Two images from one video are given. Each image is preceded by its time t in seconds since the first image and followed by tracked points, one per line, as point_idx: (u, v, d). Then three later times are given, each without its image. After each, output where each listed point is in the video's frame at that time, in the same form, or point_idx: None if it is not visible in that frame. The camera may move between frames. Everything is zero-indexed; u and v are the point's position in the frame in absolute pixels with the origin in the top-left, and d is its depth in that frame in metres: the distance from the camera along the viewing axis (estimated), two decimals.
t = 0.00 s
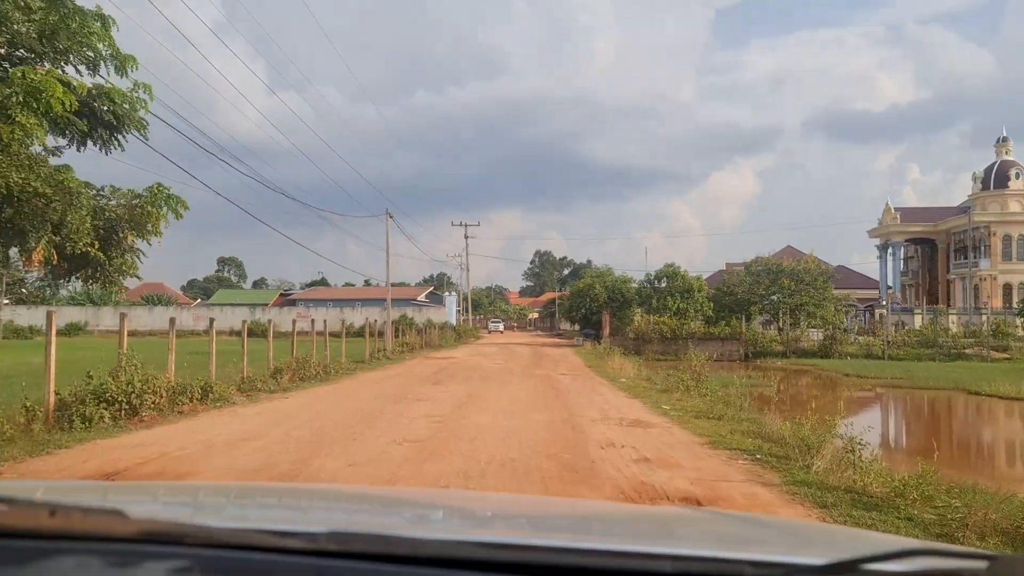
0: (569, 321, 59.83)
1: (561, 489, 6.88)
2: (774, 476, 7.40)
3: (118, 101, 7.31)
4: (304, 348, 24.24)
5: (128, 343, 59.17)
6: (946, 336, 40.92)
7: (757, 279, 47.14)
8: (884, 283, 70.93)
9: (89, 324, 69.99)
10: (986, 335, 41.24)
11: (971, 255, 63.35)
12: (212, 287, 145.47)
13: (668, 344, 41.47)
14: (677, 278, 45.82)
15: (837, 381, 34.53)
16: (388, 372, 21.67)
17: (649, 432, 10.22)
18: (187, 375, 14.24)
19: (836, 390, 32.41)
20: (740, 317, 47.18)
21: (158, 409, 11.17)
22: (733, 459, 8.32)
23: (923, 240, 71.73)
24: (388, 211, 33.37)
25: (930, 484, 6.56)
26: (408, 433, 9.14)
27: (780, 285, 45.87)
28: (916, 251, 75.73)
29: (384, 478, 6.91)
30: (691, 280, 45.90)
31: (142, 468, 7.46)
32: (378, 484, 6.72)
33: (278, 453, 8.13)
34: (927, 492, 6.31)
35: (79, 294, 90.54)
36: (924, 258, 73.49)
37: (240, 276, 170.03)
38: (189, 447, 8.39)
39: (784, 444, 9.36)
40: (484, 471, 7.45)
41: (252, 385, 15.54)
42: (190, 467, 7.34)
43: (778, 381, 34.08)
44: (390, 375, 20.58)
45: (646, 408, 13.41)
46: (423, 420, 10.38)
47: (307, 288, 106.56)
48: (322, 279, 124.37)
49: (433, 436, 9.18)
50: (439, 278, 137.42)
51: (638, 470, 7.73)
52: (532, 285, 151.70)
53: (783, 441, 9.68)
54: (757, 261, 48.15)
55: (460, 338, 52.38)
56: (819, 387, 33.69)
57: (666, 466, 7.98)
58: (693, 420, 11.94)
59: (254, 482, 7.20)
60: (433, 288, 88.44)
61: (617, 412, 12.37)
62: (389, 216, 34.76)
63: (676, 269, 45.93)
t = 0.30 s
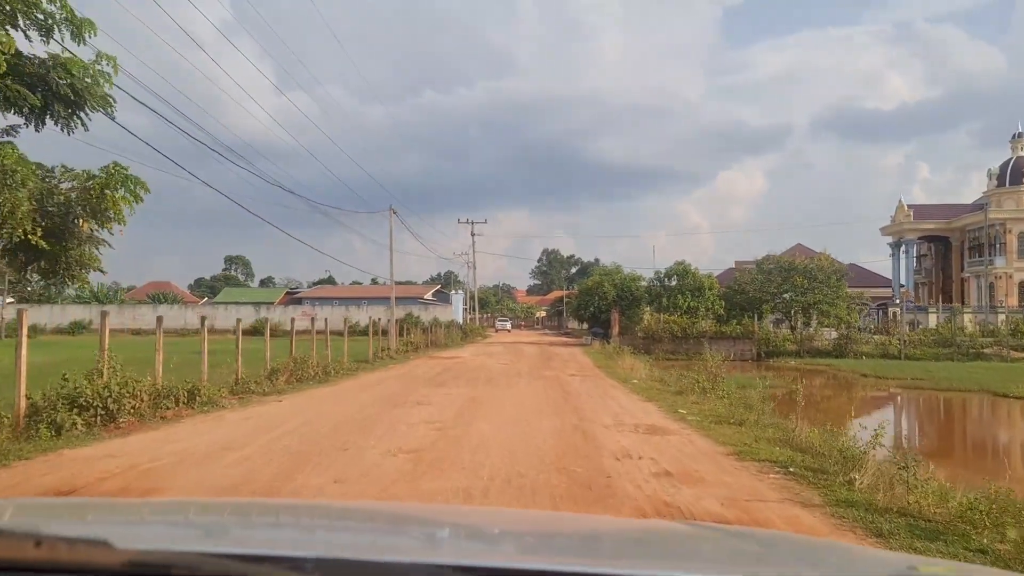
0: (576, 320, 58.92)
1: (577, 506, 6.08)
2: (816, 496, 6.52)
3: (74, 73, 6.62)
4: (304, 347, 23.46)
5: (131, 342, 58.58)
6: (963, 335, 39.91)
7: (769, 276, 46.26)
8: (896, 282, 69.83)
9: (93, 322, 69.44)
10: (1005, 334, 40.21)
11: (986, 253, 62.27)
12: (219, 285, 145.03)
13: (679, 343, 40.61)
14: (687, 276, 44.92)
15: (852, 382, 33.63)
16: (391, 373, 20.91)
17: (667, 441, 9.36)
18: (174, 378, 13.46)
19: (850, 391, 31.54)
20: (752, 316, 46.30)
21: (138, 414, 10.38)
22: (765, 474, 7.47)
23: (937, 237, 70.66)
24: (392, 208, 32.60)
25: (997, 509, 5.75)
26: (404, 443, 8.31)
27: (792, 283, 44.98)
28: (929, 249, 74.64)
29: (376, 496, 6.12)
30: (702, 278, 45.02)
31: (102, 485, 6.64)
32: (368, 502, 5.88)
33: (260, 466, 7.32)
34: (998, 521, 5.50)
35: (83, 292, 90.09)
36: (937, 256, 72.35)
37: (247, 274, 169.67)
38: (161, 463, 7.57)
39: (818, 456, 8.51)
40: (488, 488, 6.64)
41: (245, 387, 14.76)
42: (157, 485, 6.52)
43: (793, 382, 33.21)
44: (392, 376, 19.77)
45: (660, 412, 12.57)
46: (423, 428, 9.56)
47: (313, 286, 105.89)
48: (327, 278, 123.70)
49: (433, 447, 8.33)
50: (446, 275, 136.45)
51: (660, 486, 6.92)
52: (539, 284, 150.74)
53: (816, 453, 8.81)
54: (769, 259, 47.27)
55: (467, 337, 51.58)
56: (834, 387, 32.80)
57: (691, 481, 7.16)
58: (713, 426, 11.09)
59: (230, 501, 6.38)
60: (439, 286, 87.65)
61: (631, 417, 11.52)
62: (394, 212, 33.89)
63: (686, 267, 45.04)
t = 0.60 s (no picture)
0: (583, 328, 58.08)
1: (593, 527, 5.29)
2: (864, 528, 5.72)
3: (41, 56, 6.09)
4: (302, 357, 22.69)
5: (132, 351, 57.91)
6: (979, 344, 38.95)
7: (779, 284, 45.43)
8: (907, 289, 68.85)
9: (94, 331, 68.77)
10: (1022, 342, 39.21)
11: (998, 260, 61.31)
12: (223, 293, 144.47)
13: (688, 352, 39.78)
14: (696, 283, 44.09)
15: (866, 391, 32.70)
16: (391, 384, 20.11)
17: (686, 460, 8.54)
18: (158, 390, 12.69)
19: (865, 400, 30.66)
20: (762, 324, 45.42)
21: (111, 429, 9.59)
22: (801, 499, 6.66)
23: (947, 244, 69.69)
24: (394, 214, 31.85)
25: None
26: (396, 465, 7.51)
27: (803, 290, 44.15)
28: (939, 256, 73.65)
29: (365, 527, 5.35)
30: (711, 286, 44.20)
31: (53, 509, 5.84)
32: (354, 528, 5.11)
33: (234, 494, 6.55)
34: None
35: (86, 301, 89.50)
36: (947, 264, 71.37)
37: (251, 282, 169.27)
38: (124, 490, 6.78)
39: (856, 479, 7.69)
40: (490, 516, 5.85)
41: (235, 399, 13.98)
42: (116, 511, 5.74)
43: (806, 392, 32.34)
44: (392, 387, 18.96)
45: (675, 426, 11.74)
46: (421, 445, 8.77)
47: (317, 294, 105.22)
48: (332, 287, 123.02)
49: (428, 469, 7.53)
50: (451, 283, 135.70)
51: (683, 515, 6.10)
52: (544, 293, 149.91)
53: (852, 475, 7.99)
54: (778, 265, 46.49)
55: (471, 346, 50.79)
56: (847, 396, 31.89)
57: (719, 508, 6.35)
58: (732, 442, 10.29)
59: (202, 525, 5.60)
60: (444, 294, 86.91)
61: (644, 433, 10.70)
62: (396, 218, 33.13)
63: (694, 274, 44.20)
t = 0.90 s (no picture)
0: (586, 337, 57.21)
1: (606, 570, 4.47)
2: (923, 570, 4.90)
3: None
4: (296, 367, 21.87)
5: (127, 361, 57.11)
6: (992, 351, 38.02)
7: (785, 291, 44.59)
8: (914, 297, 67.96)
9: (91, 341, 67.96)
10: None
11: (1007, 266, 60.44)
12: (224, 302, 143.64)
13: (694, 361, 38.90)
14: (701, 291, 43.24)
15: (877, 401, 31.82)
16: (388, 396, 19.27)
17: (706, 484, 7.72)
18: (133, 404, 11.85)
19: (877, 410, 29.73)
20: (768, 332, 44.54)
21: (72, 449, 8.76)
22: (843, 532, 5.83)
23: (954, 251, 68.79)
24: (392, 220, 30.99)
25: None
26: (382, 491, 6.72)
27: (810, 297, 43.34)
28: (946, 263, 72.70)
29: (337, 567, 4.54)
30: (716, 293, 43.38)
31: None
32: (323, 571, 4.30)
33: (195, 527, 5.74)
34: None
35: (84, 310, 88.74)
36: (955, 271, 70.49)
37: (254, 292, 169.06)
38: (71, 523, 5.97)
39: (901, 508, 6.84)
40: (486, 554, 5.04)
41: (218, 413, 13.16)
42: (53, 549, 4.94)
43: (815, 401, 31.45)
44: (387, 399, 18.06)
45: (689, 442, 10.91)
46: (412, 467, 7.97)
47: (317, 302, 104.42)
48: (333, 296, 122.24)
49: (418, 499, 6.75)
50: (452, 291, 134.85)
51: (710, 552, 5.28)
52: (546, 302, 149.03)
53: (896, 502, 7.15)
54: (784, 272, 45.69)
55: (472, 356, 49.94)
56: (857, 405, 31.01)
57: (751, 542, 5.53)
58: (753, 459, 9.48)
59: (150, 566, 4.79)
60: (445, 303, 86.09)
61: (656, 450, 9.88)
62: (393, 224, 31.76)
63: (699, 281, 43.33)
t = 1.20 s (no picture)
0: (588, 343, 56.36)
1: None
2: None
3: None
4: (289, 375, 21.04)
5: (123, 370, 56.28)
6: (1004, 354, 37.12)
7: (791, 294, 43.78)
8: (920, 300, 67.10)
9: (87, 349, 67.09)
10: None
11: (1014, 268, 59.57)
12: (223, 309, 142.79)
13: (699, 365, 38.04)
14: (706, 294, 42.39)
15: (888, 405, 30.96)
16: (383, 405, 18.44)
17: (728, 506, 6.91)
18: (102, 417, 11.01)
19: (888, 414, 28.91)
20: (774, 336, 43.74)
21: (25, 469, 7.92)
22: (895, 566, 5.01)
23: (960, 253, 67.92)
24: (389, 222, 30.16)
25: None
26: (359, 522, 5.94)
27: (816, 301, 42.55)
28: (952, 265, 71.82)
29: None
30: (721, 297, 42.54)
31: None
32: None
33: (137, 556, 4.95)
34: None
35: (81, 317, 87.93)
36: (961, 273, 69.64)
37: (254, 299, 168.20)
38: None
39: (955, 536, 6.02)
40: None
41: (197, 426, 12.32)
42: None
43: (825, 407, 30.58)
44: (381, 408, 17.25)
45: (704, 455, 10.10)
46: (400, 488, 7.17)
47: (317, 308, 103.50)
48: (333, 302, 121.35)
49: (403, 529, 5.97)
50: (453, 297, 134.02)
51: None
52: (547, 307, 148.18)
53: (947, 528, 6.33)
54: (790, 275, 44.90)
55: (473, 362, 49.03)
56: (867, 410, 30.17)
57: None
58: (776, 473, 8.66)
59: None
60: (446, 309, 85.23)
61: (669, 465, 9.06)
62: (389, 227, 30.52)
63: (704, 284, 42.50)
